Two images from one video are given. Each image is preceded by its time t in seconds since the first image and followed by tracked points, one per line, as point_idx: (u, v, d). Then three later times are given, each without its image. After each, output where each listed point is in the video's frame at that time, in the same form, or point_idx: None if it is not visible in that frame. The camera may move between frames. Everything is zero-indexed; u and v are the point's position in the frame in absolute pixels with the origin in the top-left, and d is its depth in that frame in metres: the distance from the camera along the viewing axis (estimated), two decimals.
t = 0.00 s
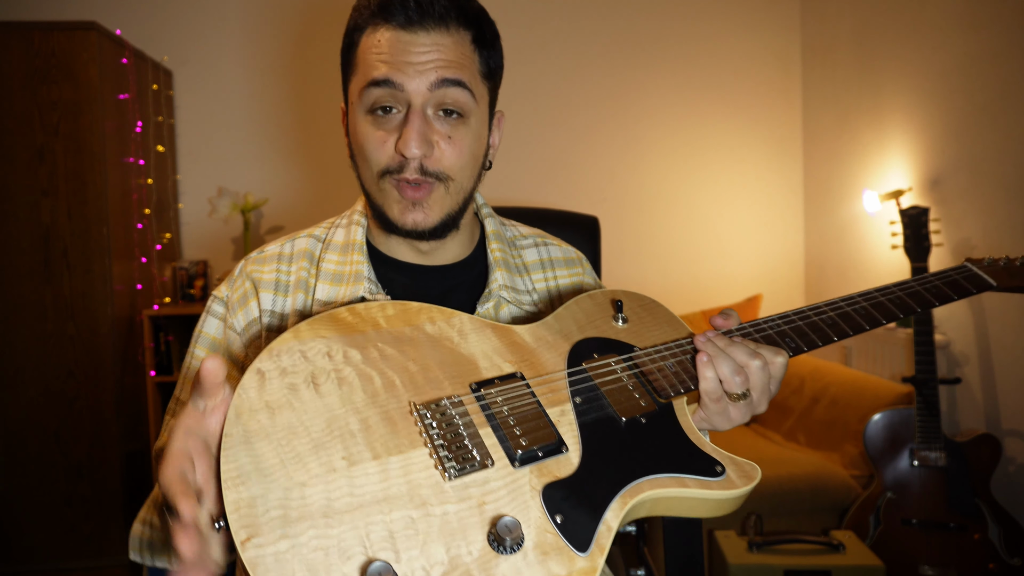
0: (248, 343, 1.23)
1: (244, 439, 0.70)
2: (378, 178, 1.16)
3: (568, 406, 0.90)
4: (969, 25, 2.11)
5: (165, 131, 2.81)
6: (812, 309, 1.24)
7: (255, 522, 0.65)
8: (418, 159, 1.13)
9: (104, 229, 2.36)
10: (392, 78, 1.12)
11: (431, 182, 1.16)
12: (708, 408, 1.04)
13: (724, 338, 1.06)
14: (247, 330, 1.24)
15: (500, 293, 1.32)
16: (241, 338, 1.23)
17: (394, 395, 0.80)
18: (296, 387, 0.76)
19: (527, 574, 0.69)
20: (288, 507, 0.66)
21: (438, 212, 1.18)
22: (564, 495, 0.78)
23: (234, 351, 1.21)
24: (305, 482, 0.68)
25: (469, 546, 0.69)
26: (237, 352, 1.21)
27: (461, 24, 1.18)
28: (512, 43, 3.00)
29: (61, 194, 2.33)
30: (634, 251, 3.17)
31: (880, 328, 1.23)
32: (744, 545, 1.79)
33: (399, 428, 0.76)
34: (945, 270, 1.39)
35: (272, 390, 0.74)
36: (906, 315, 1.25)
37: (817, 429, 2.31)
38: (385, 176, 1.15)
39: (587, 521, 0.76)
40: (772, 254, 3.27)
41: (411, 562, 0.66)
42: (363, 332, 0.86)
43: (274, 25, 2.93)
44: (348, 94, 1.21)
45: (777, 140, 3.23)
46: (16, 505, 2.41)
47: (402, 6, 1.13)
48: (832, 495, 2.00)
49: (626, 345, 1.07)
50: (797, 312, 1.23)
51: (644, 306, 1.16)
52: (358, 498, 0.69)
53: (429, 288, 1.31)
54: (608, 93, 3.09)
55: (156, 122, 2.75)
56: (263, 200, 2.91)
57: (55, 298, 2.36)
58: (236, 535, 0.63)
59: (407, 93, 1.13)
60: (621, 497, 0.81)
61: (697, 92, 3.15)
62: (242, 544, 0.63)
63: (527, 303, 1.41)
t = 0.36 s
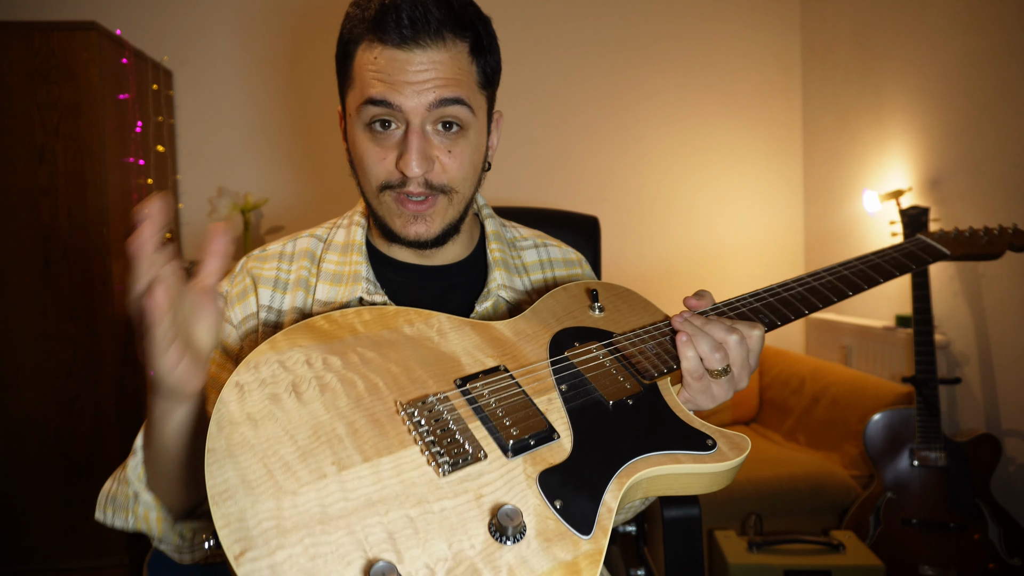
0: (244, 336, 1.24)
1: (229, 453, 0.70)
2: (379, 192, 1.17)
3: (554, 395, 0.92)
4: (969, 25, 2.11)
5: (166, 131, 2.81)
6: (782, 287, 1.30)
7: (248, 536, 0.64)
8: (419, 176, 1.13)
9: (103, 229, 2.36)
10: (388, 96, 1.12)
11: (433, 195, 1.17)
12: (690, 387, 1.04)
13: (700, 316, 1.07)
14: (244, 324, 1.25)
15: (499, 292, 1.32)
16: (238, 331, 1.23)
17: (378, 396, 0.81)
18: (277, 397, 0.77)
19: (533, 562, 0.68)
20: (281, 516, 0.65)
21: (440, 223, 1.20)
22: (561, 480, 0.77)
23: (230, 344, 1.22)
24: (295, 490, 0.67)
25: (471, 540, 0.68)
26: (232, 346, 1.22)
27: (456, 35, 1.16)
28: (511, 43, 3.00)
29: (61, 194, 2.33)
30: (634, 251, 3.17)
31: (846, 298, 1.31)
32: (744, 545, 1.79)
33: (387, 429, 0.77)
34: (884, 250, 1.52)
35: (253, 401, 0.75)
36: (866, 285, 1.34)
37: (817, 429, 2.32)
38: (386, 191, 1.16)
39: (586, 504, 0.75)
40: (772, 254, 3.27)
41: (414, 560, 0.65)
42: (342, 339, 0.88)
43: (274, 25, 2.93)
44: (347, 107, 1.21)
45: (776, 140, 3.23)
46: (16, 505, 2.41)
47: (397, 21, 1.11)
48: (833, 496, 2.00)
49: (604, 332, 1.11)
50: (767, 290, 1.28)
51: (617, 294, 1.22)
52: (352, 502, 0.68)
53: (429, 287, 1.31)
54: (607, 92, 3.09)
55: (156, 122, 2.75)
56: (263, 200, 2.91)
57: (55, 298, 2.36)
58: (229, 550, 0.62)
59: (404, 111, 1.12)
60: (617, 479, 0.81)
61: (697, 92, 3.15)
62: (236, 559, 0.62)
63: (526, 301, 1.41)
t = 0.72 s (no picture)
0: (248, 345, 1.22)
1: (228, 469, 0.70)
2: (378, 190, 1.18)
3: (547, 395, 0.92)
4: (969, 24, 2.11)
5: (166, 132, 2.82)
6: (771, 274, 1.31)
7: (250, 548, 0.63)
8: (419, 173, 1.14)
9: (103, 229, 2.36)
10: (387, 94, 1.12)
11: (433, 193, 1.18)
12: (685, 380, 1.03)
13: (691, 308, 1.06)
14: (247, 333, 1.23)
15: (499, 291, 1.32)
16: (241, 340, 1.22)
17: (374, 405, 0.82)
18: (274, 412, 0.77)
19: (532, 561, 0.67)
20: (281, 528, 0.65)
21: (440, 221, 1.21)
22: (558, 479, 0.77)
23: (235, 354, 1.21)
24: (294, 502, 0.67)
25: (470, 542, 0.67)
26: (237, 356, 1.21)
27: (454, 32, 1.16)
28: (511, 43, 3.00)
29: (61, 194, 2.33)
30: (634, 251, 3.17)
31: (837, 281, 1.31)
32: (744, 545, 1.79)
33: (384, 438, 0.77)
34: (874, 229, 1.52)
35: (250, 417, 0.75)
36: (858, 267, 1.34)
37: (817, 429, 2.32)
38: (386, 189, 1.17)
39: (584, 502, 0.75)
40: (773, 254, 3.27)
41: (415, 565, 0.64)
42: (335, 351, 0.89)
43: (274, 25, 2.93)
44: (345, 106, 1.21)
45: (776, 140, 3.23)
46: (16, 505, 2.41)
47: (396, 18, 1.11)
48: (833, 495, 2.00)
49: (597, 329, 1.11)
50: (756, 278, 1.28)
51: (609, 290, 1.23)
52: (352, 511, 0.68)
53: (428, 288, 1.31)
54: (607, 92, 3.09)
55: (156, 122, 2.75)
56: (263, 200, 2.91)
57: (55, 298, 2.36)
58: (231, 563, 0.62)
59: (403, 111, 1.12)
60: (613, 475, 0.80)
61: (697, 93, 3.15)
62: (239, 571, 0.61)
63: (524, 298, 1.42)
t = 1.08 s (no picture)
0: (245, 337, 1.22)
1: (227, 469, 0.69)
2: (387, 197, 1.18)
3: (548, 397, 0.92)
4: (969, 24, 2.11)
5: (166, 132, 2.81)
6: (775, 277, 1.31)
7: (248, 550, 0.62)
8: (429, 183, 1.13)
9: (103, 229, 2.37)
10: (396, 103, 1.10)
11: (443, 201, 1.18)
12: (686, 382, 1.03)
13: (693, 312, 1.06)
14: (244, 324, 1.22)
15: (501, 294, 1.32)
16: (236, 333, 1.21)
17: (374, 406, 0.82)
18: (274, 413, 0.77)
19: (530, 563, 0.67)
20: (280, 529, 0.64)
21: (449, 228, 1.23)
22: (557, 481, 0.77)
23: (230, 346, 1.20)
24: (293, 504, 0.67)
25: (469, 544, 0.67)
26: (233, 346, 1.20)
27: (463, 38, 1.14)
28: (511, 43, 3.00)
29: (61, 194, 2.33)
30: (634, 252, 3.17)
31: (841, 286, 1.31)
32: (744, 545, 1.79)
33: (383, 438, 0.77)
34: (877, 235, 1.53)
35: (251, 418, 0.75)
36: (863, 273, 1.34)
37: (817, 429, 2.32)
38: (395, 196, 1.17)
39: (583, 502, 0.75)
40: (773, 254, 3.27)
41: (413, 567, 0.64)
42: (336, 351, 0.90)
43: (274, 24, 2.93)
44: (351, 111, 1.20)
45: (776, 140, 3.24)
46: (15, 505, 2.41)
47: (404, 24, 1.09)
48: (833, 495, 2.00)
49: (598, 332, 1.11)
50: (761, 281, 1.29)
51: (610, 293, 1.23)
52: (351, 512, 0.67)
53: (431, 289, 1.31)
54: (607, 92, 3.09)
55: (156, 122, 2.75)
56: (263, 200, 2.91)
57: (55, 297, 2.36)
58: (228, 564, 0.61)
59: (412, 121, 1.10)
60: (613, 476, 0.80)
61: (697, 93, 3.15)
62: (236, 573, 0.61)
63: (527, 299, 1.42)
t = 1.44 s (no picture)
0: (244, 305, 1.18)
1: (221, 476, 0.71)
2: (389, 202, 1.18)
3: (539, 396, 0.92)
4: (968, 24, 2.11)
5: (166, 131, 2.81)
6: (764, 271, 1.31)
7: (240, 553, 0.64)
8: (431, 188, 1.13)
9: (104, 229, 2.37)
10: (398, 108, 1.09)
11: (443, 206, 1.18)
12: (677, 377, 1.03)
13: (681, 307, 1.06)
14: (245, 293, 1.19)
15: (498, 294, 1.33)
16: (238, 299, 1.18)
17: (365, 411, 0.81)
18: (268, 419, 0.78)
19: (521, 558, 0.67)
20: (272, 532, 0.66)
21: (449, 232, 1.23)
22: (548, 477, 0.77)
23: (231, 312, 1.16)
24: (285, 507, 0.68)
25: (459, 541, 0.68)
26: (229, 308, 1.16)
27: (465, 41, 1.14)
28: (511, 43, 3.00)
29: (61, 194, 2.33)
30: (632, 252, 3.17)
31: (831, 278, 1.30)
32: (743, 545, 1.79)
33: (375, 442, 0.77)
34: (869, 224, 1.53)
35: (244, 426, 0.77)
36: (853, 263, 1.34)
37: (816, 429, 2.32)
38: (396, 201, 1.17)
39: (574, 498, 0.75)
40: (773, 254, 3.27)
41: (404, 566, 0.65)
42: (327, 359, 0.89)
43: (274, 24, 2.93)
44: (352, 113, 1.19)
45: (776, 140, 3.23)
46: (16, 505, 2.40)
47: (406, 28, 1.09)
48: (832, 495, 2.00)
49: (587, 330, 1.11)
50: (749, 275, 1.29)
51: (600, 293, 1.23)
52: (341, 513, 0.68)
53: (429, 288, 1.31)
54: (606, 92, 3.09)
55: (156, 122, 2.75)
56: (263, 199, 2.91)
57: (55, 298, 2.36)
58: (222, 567, 0.63)
59: (414, 125, 1.10)
60: (604, 471, 0.80)
61: (696, 93, 3.15)
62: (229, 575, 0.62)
63: (524, 299, 1.42)
